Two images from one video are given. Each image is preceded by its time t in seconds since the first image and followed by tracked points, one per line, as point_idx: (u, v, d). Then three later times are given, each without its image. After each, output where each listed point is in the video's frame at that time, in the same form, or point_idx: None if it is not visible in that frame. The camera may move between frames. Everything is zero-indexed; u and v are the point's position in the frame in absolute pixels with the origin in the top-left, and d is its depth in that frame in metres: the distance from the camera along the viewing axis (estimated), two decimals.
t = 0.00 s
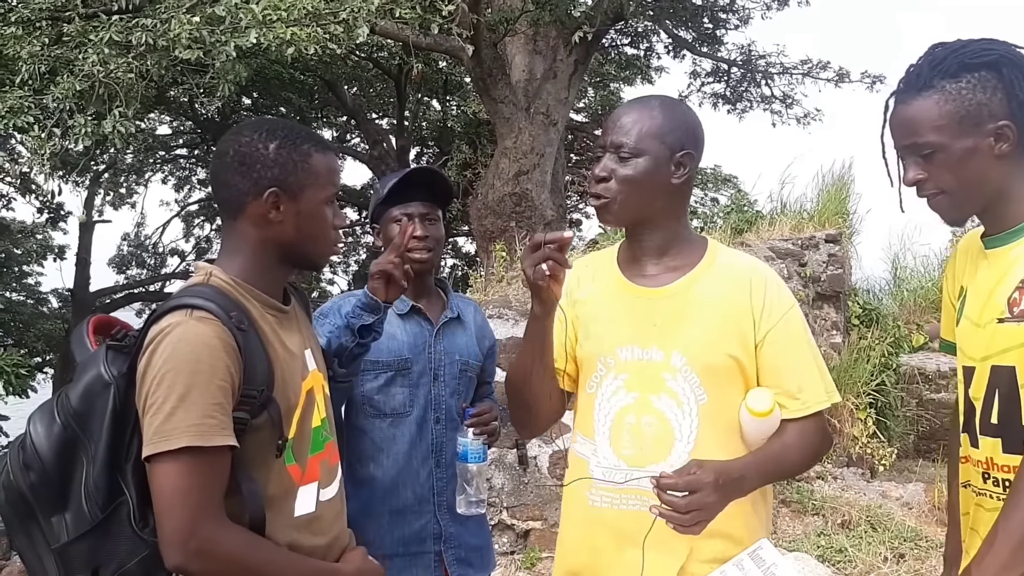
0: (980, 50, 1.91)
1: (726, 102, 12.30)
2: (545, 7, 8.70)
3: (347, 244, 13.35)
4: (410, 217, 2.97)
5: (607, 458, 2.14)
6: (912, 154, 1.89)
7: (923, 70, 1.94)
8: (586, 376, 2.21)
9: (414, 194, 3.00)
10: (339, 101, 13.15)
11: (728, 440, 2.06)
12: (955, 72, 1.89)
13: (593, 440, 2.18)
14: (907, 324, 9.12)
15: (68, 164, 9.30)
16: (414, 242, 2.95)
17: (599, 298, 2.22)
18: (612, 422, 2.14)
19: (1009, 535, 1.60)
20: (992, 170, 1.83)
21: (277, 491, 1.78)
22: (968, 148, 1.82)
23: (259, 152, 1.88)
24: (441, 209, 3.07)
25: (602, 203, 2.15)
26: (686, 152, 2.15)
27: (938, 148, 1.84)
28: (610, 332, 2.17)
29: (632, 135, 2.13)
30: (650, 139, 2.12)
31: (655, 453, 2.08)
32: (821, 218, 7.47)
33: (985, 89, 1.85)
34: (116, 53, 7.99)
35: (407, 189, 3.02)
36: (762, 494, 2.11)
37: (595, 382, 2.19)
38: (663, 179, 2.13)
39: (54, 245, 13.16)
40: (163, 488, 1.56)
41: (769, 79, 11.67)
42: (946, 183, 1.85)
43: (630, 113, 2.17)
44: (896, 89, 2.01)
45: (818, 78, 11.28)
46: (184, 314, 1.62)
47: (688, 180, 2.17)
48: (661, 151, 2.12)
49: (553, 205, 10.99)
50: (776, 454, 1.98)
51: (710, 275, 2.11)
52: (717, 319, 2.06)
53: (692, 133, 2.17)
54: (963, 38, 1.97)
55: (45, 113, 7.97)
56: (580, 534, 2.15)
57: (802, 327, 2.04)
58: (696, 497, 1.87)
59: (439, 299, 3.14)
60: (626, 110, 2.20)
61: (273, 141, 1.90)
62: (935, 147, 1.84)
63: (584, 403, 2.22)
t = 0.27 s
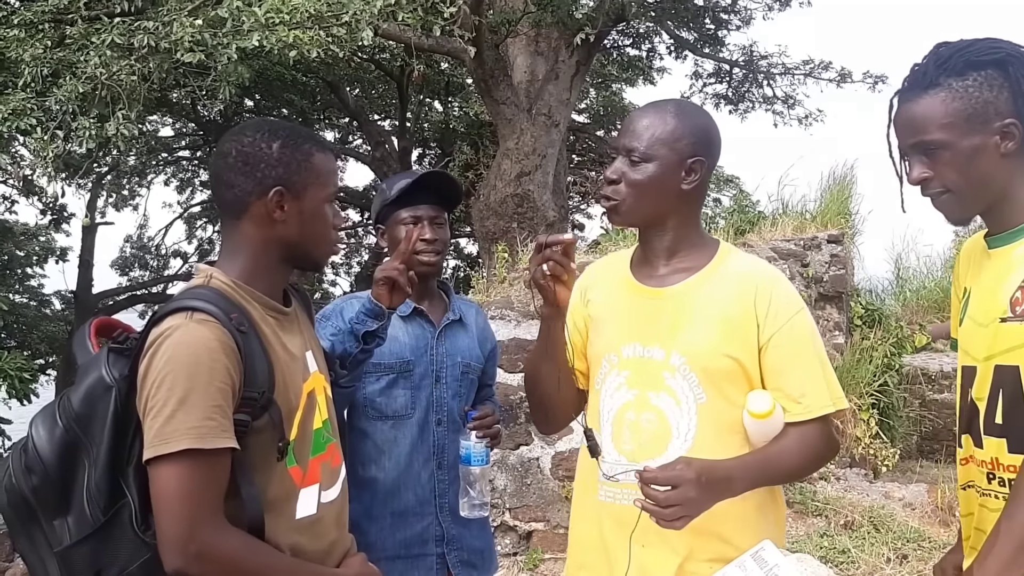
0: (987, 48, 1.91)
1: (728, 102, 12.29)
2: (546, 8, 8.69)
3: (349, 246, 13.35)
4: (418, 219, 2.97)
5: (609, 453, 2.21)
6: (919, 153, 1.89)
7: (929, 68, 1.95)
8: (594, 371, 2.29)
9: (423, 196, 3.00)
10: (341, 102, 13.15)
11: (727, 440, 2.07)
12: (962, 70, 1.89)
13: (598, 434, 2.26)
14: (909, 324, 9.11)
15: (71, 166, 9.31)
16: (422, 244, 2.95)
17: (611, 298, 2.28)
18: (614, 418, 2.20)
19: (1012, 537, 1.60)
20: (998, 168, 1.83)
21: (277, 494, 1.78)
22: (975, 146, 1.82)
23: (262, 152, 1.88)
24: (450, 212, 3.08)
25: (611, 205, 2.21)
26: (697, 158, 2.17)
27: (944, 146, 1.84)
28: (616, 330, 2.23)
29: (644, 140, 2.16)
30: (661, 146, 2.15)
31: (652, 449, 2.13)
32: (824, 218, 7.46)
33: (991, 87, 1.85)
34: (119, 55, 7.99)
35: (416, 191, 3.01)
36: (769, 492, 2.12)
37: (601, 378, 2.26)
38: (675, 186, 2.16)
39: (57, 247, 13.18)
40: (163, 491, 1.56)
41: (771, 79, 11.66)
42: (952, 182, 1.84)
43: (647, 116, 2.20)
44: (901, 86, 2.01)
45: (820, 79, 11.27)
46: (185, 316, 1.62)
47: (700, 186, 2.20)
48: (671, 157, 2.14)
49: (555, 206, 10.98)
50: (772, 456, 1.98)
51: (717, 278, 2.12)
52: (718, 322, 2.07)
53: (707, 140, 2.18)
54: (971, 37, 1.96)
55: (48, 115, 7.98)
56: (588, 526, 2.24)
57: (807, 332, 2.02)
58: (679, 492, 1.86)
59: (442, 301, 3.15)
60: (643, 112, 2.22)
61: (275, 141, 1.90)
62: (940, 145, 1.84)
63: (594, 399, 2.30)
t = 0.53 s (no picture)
0: (984, 50, 1.91)
1: (727, 103, 12.29)
2: (546, 9, 8.68)
3: (349, 247, 13.36)
4: (423, 221, 2.97)
5: (613, 451, 2.24)
6: (918, 155, 1.88)
7: (926, 70, 1.94)
8: (601, 371, 2.33)
9: (429, 197, 3.00)
10: (341, 104, 13.15)
11: (726, 440, 2.07)
12: (959, 72, 1.89)
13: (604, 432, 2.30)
14: (910, 325, 9.11)
15: (71, 168, 9.32)
16: (427, 246, 2.94)
17: (618, 299, 2.31)
18: (616, 416, 2.23)
19: (1012, 538, 1.60)
20: (997, 169, 1.82)
21: (277, 496, 1.78)
22: (973, 147, 1.82)
23: (261, 152, 1.88)
24: (453, 213, 3.07)
25: (615, 213, 2.23)
26: (698, 169, 2.16)
27: (943, 147, 1.83)
28: (621, 331, 2.25)
29: (644, 150, 2.17)
30: (661, 156, 2.15)
31: (651, 447, 2.14)
32: (824, 219, 7.45)
33: (989, 88, 1.85)
34: (119, 57, 7.99)
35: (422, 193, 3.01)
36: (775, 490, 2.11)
37: (606, 377, 2.29)
38: (676, 197, 2.17)
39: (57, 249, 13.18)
40: (164, 494, 1.55)
41: (771, 80, 11.66)
42: (952, 183, 1.84)
43: (650, 124, 2.20)
44: (899, 88, 2.01)
45: (819, 80, 11.26)
46: (183, 319, 1.62)
47: (702, 195, 2.19)
48: (671, 168, 2.14)
49: (555, 206, 10.98)
50: (771, 456, 1.97)
51: (720, 279, 2.12)
52: (719, 322, 2.07)
53: (710, 150, 2.18)
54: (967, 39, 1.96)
55: (48, 117, 7.98)
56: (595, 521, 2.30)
57: (810, 332, 2.00)
58: (670, 488, 1.85)
59: (442, 303, 3.14)
60: (645, 120, 2.23)
61: (274, 142, 1.90)
62: (939, 146, 1.84)
63: (601, 397, 2.34)
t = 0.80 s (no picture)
0: (987, 49, 1.90)
1: (728, 101, 12.28)
2: (546, 6, 8.66)
3: (349, 244, 13.35)
4: (423, 218, 2.97)
5: (615, 445, 2.26)
6: (919, 153, 1.88)
7: (929, 68, 1.93)
8: (607, 366, 2.35)
9: (429, 194, 2.99)
10: (340, 101, 13.14)
11: (725, 437, 2.06)
12: (961, 70, 1.88)
13: (609, 426, 2.31)
14: (909, 323, 9.10)
15: (70, 164, 9.30)
16: (427, 244, 2.93)
17: (627, 295, 2.32)
18: (619, 411, 2.24)
19: (1013, 537, 1.59)
20: (998, 168, 1.81)
21: (278, 495, 1.77)
22: (975, 145, 1.81)
23: (257, 148, 1.87)
24: (454, 211, 3.06)
25: (626, 209, 2.23)
26: (706, 162, 2.15)
27: (944, 146, 1.83)
28: (627, 326, 2.27)
29: (651, 146, 2.16)
30: (668, 151, 2.14)
31: (651, 441, 2.15)
32: (824, 217, 7.44)
33: (991, 87, 1.84)
34: (119, 53, 7.96)
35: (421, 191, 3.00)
36: (776, 488, 2.09)
37: (611, 372, 2.31)
38: (684, 191, 2.16)
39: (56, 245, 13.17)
40: (165, 494, 1.55)
41: (771, 78, 11.64)
42: (953, 181, 1.83)
43: (656, 120, 2.19)
44: (901, 86, 2.00)
45: (820, 78, 11.25)
46: (184, 317, 1.61)
47: (710, 189, 2.18)
48: (678, 163, 2.14)
49: (555, 204, 10.96)
50: (767, 454, 1.94)
51: (725, 276, 2.11)
52: (721, 318, 2.06)
53: (717, 144, 2.17)
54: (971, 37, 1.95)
55: (47, 113, 7.97)
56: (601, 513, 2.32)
57: (813, 330, 1.97)
58: (661, 481, 1.86)
59: (441, 300, 3.14)
60: (652, 116, 2.22)
61: (271, 137, 1.89)
62: (940, 145, 1.83)
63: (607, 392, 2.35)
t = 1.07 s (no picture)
0: (992, 48, 1.89)
1: (726, 98, 12.27)
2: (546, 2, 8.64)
3: (346, 239, 13.34)
4: (422, 213, 2.96)
5: (615, 441, 2.26)
6: (922, 151, 1.88)
7: (933, 66, 1.93)
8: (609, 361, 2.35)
9: (428, 189, 2.98)
10: (339, 96, 13.11)
11: (725, 434, 2.06)
12: (965, 69, 1.87)
13: (609, 422, 2.31)
14: (905, 322, 9.11)
15: (67, 157, 9.28)
16: (426, 239, 2.92)
17: (630, 291, 2.32)
18: (619, 406, 2.24)
19: (1012, 534, 1.59)
20: (1001, 168, 1.81)
21: (276, 491, 1.77)
22: (977, 144, 1.80)
23: (257, 141, 1.86)
24: (452, 206, 3.05)
25: (631, 204, 2.23)
26: (711, 157, 2.14)
27: (946, 145, 1.82)
28: (629, 322, 2.27)
29: (656, 142, 2.15)
30: (673, 146, 2.14)
31: (650, 437, 2.15)
32: (822, 215, 7.45)
33: (995, 87, 1.83)
34: (118, 46, 7.93)
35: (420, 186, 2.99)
36: (775, 486, 2.09)
37: (612, 367, 2.31)
38: (689, 187, 2.15)
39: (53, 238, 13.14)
40: (163, 489, 1.54)
41: (769, 76, 11.64)
42: (955, 179, 1.82)
43: (662, 116, 2.18)
44: (906, 84, 1.99)
45: (818, 76, 11.26)
46: (183, 313, 1.60)
47: (715, 183, 2.18)
48: (683, 158, 2.13)
49: (553, 201, 10.95)
50: (763, 453, 1.94)
51: (728, 273, 2.11)
52: (723, 314, 2.06)
53: (722, 140, 2.16)
54: (977, 36, 1.94)
55: (45, 105, 7.95)
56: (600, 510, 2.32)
57: (814, 328, 1.97)
58: (656, 478, 1.85)
59: (440, 295, 3.13)
60: (658, 112, 2.21)
61: (270, 131, 1.88)
62: (943, 143, 1.83)
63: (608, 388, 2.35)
